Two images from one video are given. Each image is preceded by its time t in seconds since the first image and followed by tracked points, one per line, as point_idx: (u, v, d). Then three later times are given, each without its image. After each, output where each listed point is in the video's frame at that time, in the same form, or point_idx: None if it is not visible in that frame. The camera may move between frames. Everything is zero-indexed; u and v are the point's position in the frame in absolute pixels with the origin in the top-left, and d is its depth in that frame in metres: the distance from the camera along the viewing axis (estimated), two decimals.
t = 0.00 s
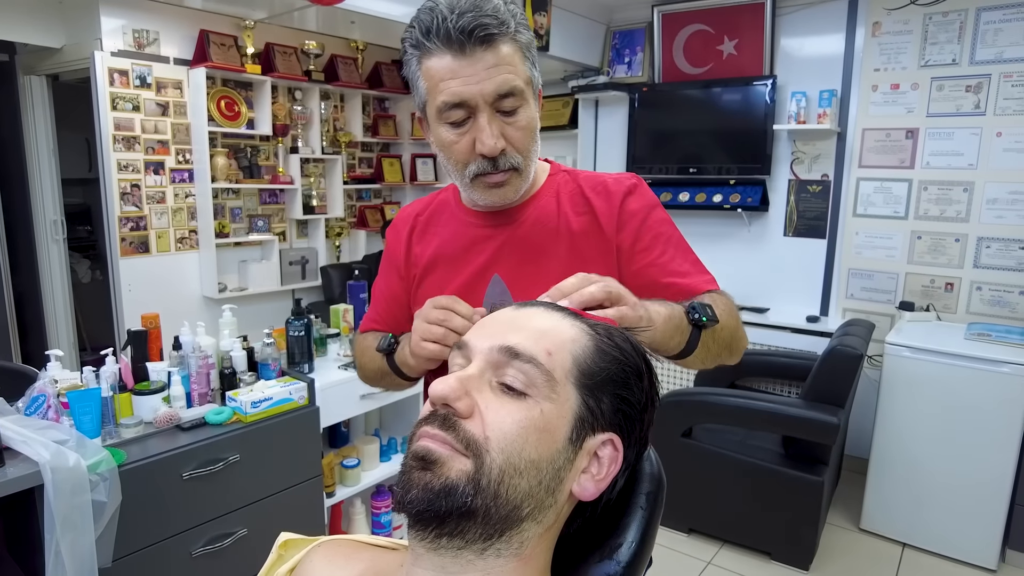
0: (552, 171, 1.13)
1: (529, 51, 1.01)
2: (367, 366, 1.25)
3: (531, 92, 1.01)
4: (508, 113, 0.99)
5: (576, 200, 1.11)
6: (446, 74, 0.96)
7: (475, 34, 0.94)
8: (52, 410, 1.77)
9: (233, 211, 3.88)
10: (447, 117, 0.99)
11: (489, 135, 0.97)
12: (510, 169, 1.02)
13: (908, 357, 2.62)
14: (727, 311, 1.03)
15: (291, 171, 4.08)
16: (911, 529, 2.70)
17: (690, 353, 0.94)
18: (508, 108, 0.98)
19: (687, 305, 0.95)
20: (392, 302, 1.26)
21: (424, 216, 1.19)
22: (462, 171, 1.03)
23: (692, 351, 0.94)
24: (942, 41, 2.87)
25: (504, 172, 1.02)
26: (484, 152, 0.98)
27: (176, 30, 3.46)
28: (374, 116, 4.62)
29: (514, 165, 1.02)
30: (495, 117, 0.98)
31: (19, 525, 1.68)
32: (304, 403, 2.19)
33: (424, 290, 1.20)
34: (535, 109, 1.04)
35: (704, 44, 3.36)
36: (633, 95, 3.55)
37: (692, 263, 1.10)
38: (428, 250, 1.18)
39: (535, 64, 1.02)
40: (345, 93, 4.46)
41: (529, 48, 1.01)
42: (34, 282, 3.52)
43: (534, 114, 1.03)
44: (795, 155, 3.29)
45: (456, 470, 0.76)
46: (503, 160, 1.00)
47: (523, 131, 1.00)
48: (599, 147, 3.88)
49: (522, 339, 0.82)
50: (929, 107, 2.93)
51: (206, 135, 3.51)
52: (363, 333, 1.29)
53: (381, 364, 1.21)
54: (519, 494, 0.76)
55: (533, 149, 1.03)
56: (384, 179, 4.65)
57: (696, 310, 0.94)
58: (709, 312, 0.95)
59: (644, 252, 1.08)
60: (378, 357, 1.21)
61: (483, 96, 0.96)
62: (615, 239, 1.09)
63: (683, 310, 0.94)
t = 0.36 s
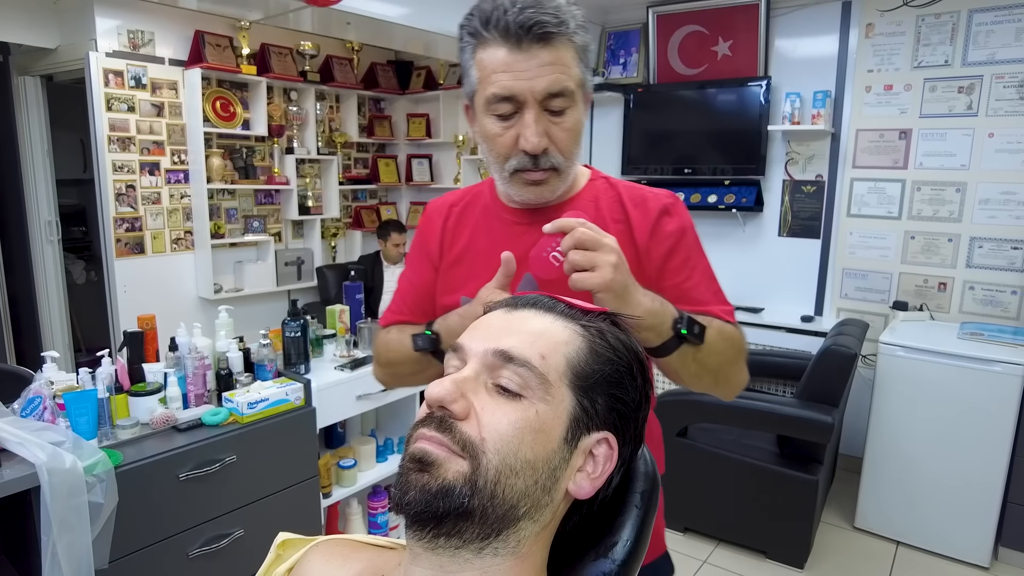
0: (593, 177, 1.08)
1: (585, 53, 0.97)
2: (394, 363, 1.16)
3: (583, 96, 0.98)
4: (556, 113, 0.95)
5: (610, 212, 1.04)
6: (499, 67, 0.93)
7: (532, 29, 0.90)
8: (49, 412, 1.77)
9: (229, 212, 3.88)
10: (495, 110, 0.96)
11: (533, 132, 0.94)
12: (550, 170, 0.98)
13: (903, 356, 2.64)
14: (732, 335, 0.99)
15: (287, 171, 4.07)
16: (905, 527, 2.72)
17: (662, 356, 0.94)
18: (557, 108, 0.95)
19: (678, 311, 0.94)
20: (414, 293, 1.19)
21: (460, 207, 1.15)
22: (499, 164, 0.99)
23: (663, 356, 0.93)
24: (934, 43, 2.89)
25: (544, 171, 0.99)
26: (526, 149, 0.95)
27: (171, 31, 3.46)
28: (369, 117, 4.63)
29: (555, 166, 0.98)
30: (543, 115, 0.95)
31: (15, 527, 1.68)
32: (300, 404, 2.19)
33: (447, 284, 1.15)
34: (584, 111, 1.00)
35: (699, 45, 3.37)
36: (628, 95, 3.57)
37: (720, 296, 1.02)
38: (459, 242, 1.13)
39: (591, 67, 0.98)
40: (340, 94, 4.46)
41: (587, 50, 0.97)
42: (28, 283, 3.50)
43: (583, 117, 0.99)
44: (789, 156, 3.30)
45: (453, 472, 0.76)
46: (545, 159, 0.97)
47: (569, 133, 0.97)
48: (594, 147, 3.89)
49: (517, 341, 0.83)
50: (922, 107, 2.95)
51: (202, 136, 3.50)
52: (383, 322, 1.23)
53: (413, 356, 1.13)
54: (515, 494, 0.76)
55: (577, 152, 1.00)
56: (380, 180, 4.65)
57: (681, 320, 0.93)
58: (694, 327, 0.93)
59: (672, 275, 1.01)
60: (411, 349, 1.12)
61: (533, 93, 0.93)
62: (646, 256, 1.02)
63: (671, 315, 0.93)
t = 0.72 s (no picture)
0: (687, 182, 1.06)
1: (684, 60, 0.95)
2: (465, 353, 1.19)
3: (673, 104, 0.96)
4: (638, 121, 0.95)
5: (709, 215, 1.03)
6: (587, 68, 0.94)
7: (622, 34, 0.90)
8: (46, 412, 1.79)
9: (226, 213, 3.88)
10: (579, 111, 0.98)
11: (610, 137, 0.95)
12: (626, 177, 0.98)
13: (896, 355, 2.66)
14: (843, 326, 0.93)
15: (283, 172, 4.08)
16: (900, 526, 2.74)
17: (770, 346, 0.89)
18: (640, 115, 0.94)
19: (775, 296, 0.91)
20: (497, 291, 1.21)
21: (546, 206, 1.15)
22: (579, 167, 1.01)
23: (775, 347, 0.89)
24: (926, 45, 2.92)
25: (620, 177, 0.99)
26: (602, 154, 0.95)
27: (168, 33, 3.46)
28: (365, 118, 4.63)
29: (632, 173, 0.97)
30: (624, 121, 0.95)
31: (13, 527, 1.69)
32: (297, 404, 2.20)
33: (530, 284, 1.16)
34: (675, 120, 0.98)
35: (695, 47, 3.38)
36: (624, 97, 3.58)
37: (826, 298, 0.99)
38: (543, 242, 1.14)
39: (687, 74, 0.96)
40: (337, 95, 4.46)
41: (684, 56, 0.95)
42: (24, 284, 3.50)
43: (670, 126, 0.97)
44: (783, 156, 3.32)
45: (451, 471, 0.77)
46: (621, 165, 0.97)
47: (651, 142, 0.96)
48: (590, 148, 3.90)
49: (514, 343, 0.84)
50: (914, 108, 2.97)
51: (198, 137, 3.51)
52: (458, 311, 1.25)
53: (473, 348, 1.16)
54: (513, 491, 0.78)
55: (661, 161, 0.98)
56: (377, 180, 4.65)
57: (782, 299, 0.90)
58: (798, 306, 0.89)
59: (773, 277, 0.99)
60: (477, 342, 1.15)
61: (616, 98, 0.93)
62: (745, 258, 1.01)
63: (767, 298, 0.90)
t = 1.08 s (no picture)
0: (734, 184, 1.08)
1: (726, 58, 0.96)
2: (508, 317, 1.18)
3: (711, 102, 0.97)
4: (674, 119, 0.96)
5: (754, 214, 1.04)
6: (624, 65, 0.97)
7: (656, 31, 0.92)
8: (36, 412, 1.78)
9: (218, 213, 3.88)
10: (616, 108, 1.01)
11: (644, 134, 0.97)
12: (660, 174, 1.00)
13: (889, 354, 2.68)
14: (891, 300, 0.90)
15: (276, 172, 4.07)
16: (890, 523, 2.76)
17: (811, 325, 0.87)
18: (675, 113, 0.96)
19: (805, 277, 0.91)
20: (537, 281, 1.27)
21: (592, 201, 1.22)
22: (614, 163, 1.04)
23: (815, 324, 0.87)
24: (916, 45, 2.93)
25: (654, 175, 1.01)
26: (633, 150, 0.98)
27: (161, 32, 3.46)
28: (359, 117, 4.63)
29: (665, 171, 0.99)
30: (658, 118, 0.97)
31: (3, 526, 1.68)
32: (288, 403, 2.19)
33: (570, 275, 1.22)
34: (714, 119, 0.98)
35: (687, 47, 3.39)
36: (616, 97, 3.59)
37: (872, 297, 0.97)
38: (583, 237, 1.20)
39: (726, 73, 0.97)
40: (330, 94, 4.46)
41: (724, 54, 0.95)
42: (14, 283, 3.49)
43: (708, 124, 0.98)
44: (775, 156, 3.34)
45: (433, 464, 0.78)
46: (654, 163, 0.99)
47: (686, 140, 0.97)
48: (583, 147, 3.91)
49: (496, 337, 0.85)
50: (904, 108, 2.99)
51: (190, 136, 3.50)
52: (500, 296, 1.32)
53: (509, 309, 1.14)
54: (494, 484, 0.78)
55: (697, 159, 0.99)
56: (370, 180, 4.65)
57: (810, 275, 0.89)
58: (829, 279, 0.88)
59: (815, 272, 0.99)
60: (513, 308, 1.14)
61: (649, 95, 0.95)
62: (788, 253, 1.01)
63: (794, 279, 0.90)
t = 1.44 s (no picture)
0: (736, 185, 1.09)
1: (729, 58, 0.97)
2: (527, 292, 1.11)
3: (712, 102, 0.97)
4: (675, 117, 0.97)
5: (754, 214, 1.05)
6: (628, 64, 0.97)
7: (658, 30, 0.93)
8: (24, 411, 1.77)
9: (209, 212, 3.87)
10: (619, 106, 1.01)
11: (645, 132, 0.97)
12: (661, 173, 1.00)
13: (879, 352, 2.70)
14: (881, 298, 0.90)
15: (268, 172, 4.06)
16: (880, 519, 2.78)
17: (793, 321, 0.88)
18: (676, 112, 0.96)
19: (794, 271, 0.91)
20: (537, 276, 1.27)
21: (594, 198, 1.22)
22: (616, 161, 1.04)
23: (796, 321, 0.88)
24: (905, 45, 2.95)
25: (655, 173, 1.01)
26: (634, 149, 0.98)
27: (151, 31, 3.44)
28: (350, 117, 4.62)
29: (666, 169, 1.00)
30: (659, 117, 0.97)
31: None
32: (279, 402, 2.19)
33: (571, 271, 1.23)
34: (716, 118, 0.99)
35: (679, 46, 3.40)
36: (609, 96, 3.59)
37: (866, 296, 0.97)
38: (584, 233, 1.21)
39: (729, 73, 0.97)
40: (321, 94, 4.44)
41: (727, 55, 0.96)
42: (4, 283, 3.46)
43: (709, 124, 0.98)
44: (766, 155, 3.35)
45: (415, 459, 0.79)
46: (654, 161, 1.00)
47: (687, 139, 0.98)
48: (575, 147, 3.91)
49: (478, 332, 0.85)
50: (893, 107, 3.01)
51: (181, 136, 3.48)
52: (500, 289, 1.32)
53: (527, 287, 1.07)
54: (475, 478, 0.79)
55: (698, 159, 0.99)
56: (362, 180, 4.65)
57: (797, 272, 0.89)
58: (816, 276, 0.88)
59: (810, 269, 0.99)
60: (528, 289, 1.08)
61: (650, 94, 0.95)
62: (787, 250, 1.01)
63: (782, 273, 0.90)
